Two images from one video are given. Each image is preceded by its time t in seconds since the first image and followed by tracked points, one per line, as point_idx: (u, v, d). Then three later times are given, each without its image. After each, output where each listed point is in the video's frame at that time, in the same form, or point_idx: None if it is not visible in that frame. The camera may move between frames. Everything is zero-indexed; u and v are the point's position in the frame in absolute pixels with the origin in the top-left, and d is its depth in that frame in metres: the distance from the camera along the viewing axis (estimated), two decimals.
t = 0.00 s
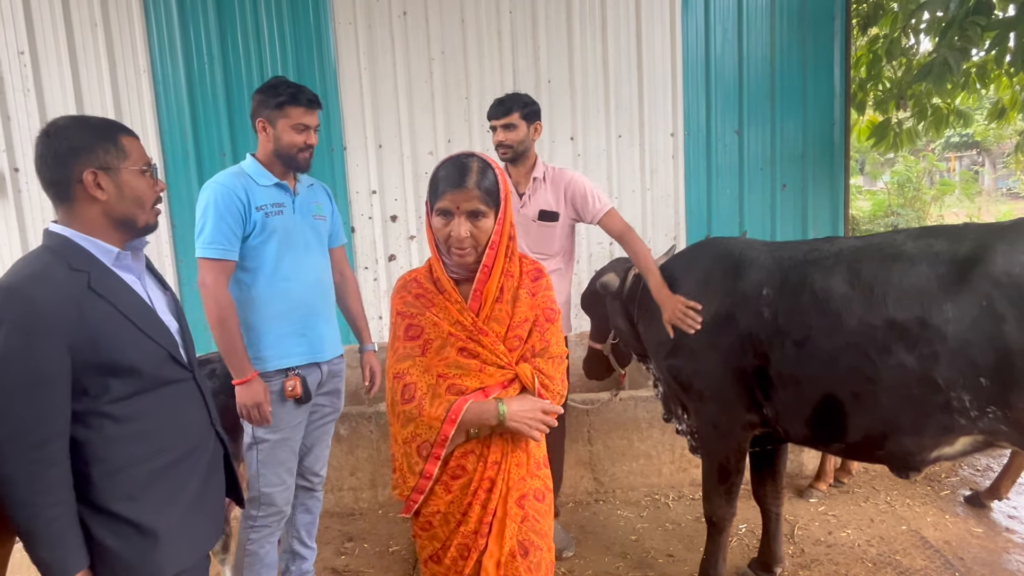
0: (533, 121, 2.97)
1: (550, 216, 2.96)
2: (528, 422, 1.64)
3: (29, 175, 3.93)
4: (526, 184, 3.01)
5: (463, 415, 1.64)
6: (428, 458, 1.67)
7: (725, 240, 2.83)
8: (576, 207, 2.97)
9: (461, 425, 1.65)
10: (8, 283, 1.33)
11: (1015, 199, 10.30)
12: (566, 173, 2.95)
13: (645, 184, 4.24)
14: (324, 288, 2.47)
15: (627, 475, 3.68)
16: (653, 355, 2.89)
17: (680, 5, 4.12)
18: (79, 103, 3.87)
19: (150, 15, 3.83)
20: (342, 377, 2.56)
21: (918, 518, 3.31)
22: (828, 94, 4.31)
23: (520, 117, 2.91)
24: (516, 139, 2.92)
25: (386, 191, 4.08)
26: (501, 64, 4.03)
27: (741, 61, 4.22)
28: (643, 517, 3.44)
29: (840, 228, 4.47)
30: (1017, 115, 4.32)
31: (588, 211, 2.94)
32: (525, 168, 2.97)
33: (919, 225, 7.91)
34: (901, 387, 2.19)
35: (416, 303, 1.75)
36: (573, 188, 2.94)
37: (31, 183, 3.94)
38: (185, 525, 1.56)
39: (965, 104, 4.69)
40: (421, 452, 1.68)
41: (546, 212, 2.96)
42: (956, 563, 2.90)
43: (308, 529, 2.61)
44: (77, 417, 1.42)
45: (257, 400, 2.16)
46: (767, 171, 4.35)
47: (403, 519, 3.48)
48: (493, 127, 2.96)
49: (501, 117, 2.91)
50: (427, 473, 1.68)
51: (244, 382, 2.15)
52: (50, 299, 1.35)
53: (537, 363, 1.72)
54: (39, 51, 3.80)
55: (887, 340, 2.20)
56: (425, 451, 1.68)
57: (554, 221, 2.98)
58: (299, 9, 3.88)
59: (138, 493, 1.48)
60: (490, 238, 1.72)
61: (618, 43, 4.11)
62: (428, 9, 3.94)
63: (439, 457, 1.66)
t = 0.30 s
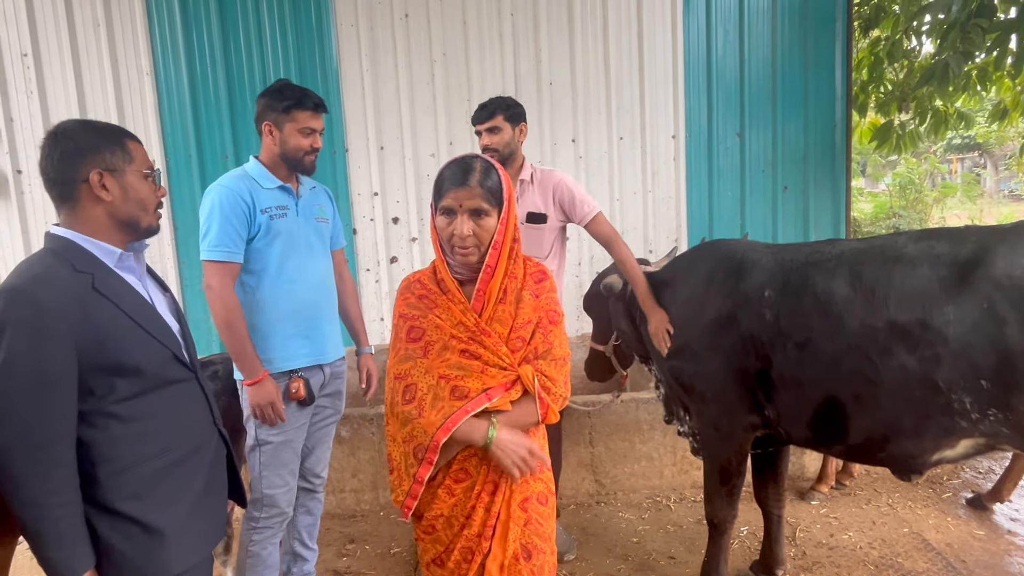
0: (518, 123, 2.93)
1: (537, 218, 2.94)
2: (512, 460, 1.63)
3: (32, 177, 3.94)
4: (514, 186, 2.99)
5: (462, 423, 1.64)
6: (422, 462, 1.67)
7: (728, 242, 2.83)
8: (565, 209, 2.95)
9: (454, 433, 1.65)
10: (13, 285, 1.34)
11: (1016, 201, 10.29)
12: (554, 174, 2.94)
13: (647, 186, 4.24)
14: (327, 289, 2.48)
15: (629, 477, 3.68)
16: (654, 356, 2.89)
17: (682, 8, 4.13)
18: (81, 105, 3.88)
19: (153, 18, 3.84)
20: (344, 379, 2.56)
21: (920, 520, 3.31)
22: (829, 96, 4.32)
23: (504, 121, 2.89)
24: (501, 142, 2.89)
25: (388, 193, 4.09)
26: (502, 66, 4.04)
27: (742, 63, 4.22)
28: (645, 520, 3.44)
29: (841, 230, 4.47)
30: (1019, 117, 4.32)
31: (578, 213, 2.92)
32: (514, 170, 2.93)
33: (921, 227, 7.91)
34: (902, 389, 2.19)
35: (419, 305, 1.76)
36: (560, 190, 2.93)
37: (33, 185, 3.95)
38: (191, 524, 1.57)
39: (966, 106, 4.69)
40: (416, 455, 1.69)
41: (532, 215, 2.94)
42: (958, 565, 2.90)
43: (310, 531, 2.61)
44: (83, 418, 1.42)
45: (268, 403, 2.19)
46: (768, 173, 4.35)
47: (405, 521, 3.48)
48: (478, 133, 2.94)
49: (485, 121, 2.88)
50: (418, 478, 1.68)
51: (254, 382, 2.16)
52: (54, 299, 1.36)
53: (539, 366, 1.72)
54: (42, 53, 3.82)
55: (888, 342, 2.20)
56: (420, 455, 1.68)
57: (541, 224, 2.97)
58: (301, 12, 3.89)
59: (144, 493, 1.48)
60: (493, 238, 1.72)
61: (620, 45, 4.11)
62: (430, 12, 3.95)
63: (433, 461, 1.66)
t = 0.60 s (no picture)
0: (510, 127, 2.91)
1: (534, 220, 2.91)
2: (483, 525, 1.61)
3: (35, 179, 3.96)
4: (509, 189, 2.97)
5: (468, 423, 1.66)
6: (418, 467, 1.65)
7: (730, 244, 2.83)
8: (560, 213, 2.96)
9: (460, 433, 1.66)
10: (15, 286, 1.34)
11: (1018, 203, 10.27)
12: (549, 177, 2.95)
13: (648, 188, 4.24)
14: (329, 291, 2.48)
15: (630, 478, 3.68)
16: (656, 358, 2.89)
17: (684, 10, 4.14)
18: (85, 106, 3.90)
19: (156, 21, 3.85)
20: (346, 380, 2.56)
21: (922, 522, 3.31)
22: (831, 98, 4.32)
23: (496, 125, 2.85)
24: (493, 146, 2.85)
25: (390, 195, 4.10)
26: (504, 68, 4.04)
27: (744, 65, 4.23)
28: (646, 522, 3.44)
29: (842, 232, 4.47)
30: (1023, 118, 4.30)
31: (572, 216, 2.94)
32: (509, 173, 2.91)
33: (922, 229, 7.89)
34: (903, 391, 2.19)
35: (422, 305, 1.76)
36: (556, 194, 2.94)
37: (36, 187, 3.96)
38: (193, 524, 1.57)
39: (969, 108, 4.68)
40: (412, 461, 1.66)
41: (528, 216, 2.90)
42: (960, 568, 2.89)
43: (311, 532, 2.61)
44: (84, 419, 1.43)
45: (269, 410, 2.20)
46: (770, 175, 4.36)
47: (406, 523, 3.48)
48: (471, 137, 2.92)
49: (477, 126, 2.85)
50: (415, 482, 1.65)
51: (257, 386, 2.17)
52: (56, 301, 1.36)
53: (541, 367, 1.72)
54: (46, 55, 3.83)
55: (890, 344, 2.20)
56: (415, 461, 1.65)
57: (537, 226, 2.94)
58: (304, 16, 3.90)
59: (146, 493, 1.49)
60: (496, 239, 1.73)
61: (622, 47, 4.12)
62: (432, 14, 3.96)
63: (427, 467, 1.64)
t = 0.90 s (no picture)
0: (516, 128, 2.90)
1: (543, 220, 2.91)
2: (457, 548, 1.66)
3: (39, 180, 3.97)
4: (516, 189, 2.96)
5: (473, 425, 1.66)
6: (427, 468, 1.67)
7: (733, 245, 2.84)
8: (568, 212, 2.97)
9: (466, 435, 1.67)
10: (16, 288, 1.35)
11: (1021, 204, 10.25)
12: (557, 178, 2.96)
13: (650, 190, 4.25)
14: (333, 293, 2.49)
15: (633, 480, 3.68)
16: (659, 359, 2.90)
17: (685, 12, 4.14)
18: (88, 108, 3.92)
19: (159, 24, 3.86)
20: (349, 382, 2.57)
21: (924, 524, 3.31)
22: (833, 100, 4.32)
23: (503, 125, 2.84)
24: (499, 145, 2.84)
25: (393, 197, 4.11)
26: (506, 70, 4.05)
27: (746, 67, 4.23)
28: (648, 523, 3.44)
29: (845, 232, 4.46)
30: None
31: (580, 215, 2.96)
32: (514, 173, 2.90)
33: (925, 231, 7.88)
34: (905, 392, 2.20)
35: (427, 308, 1.76)
36: (564, 193, 2.96)
37: (40, 188, 3.98)
38: (193, 525, 1.58)
39: (972, 109, 4.68)
40: (421, 462, 1.67)
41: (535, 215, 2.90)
42: (962, 570, 2.89)
43: (314, 532, 2.62)
44: (85, 421, 1.43)
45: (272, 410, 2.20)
46: (772, 177, 4.36)
47: (409, 524, 3.49)
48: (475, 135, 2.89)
49: (483, 124, 2.84)
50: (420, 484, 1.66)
51: (262, 385, 2.17)
52: (56, 303, 1.37)
53: (546, 370, 1.74)
54: (50, 57, 3.85)
55: (891, 345, 2.20)
56: (424, 462, 1.67)
57: (546, 226, 2.94)
58: (306, 18, 3.92)
59: (147, 494, 1.50)
60: (500, 240, 1.73)
61: (624, 49, 4.12)
62: (434, 16, 3.97)
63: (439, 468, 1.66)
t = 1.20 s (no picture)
0: (524, 128, 2.90)
1: (551, 220, 2.91)
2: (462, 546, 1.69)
3: (41, 180, 3.98)
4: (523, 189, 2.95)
5: (471, 423, 1.67)
6: (426, 461, 1.68)
7: (734, 245, 2.83)
8: (576, 209, 2.98)
9: (463, 432, 1.67)
10: (13, 286, 1.35)
11: None
12: (563, 176, 2.96)
13: (652, 190, 4.25)
14: (335, 292, 2.50)
15: (634, 480, 3.68)
16: (660, 359, 2.90)
17: (687, 12, 4.14)
18: (91, 109, 3.93)
19: (161, 24, 3.87)
20: (350, 380, 2.58)
21: (927, 524, 3.30)
22: (835, 100, 4.31)
23: (511, 125, 2.83)
24: (507, 146, 2.84)
25: (394, 197, 4.11)
26: (508, 71, 4.06)
27: (748, 67, 4.23)
28: (650, 523, 3.44)
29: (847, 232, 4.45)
30: None
31: (588, 212, 2.97)
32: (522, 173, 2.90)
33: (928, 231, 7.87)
34: (906, 393, 2.19)
35: (430, 307, 1.77)
36: (572, 190, 2.96)
37: (43, 188, 3.99)
38: (189, 525, 1.59)
39: (974, 109, 4.67)
40: (418, 454, 1.69)
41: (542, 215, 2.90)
42: (964, 570, 2.88)
43: (316, 531, 2.62)
44: (81, 421, 1.44)
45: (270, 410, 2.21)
46: (774, 177, 4.35)
47: (410, 523, 3.49)
48: (483, 135, 2.87)
49: (491, 124, 2.82)
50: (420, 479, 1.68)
51: (260, 385, 2.18)
52: (53, 302, 1.37)
53: (546, 372, 1.73)
54: (53, 58, 3.87)
55: (893, 346, 2.19)
56: (421, 454, 1.69)
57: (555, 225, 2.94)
58: (308, 18, 3.92)
59: (142, 494, 1.50)
60: (500, 240, 1.73)
61: (626, 50, 4.12)
62: (436, 17, 3.97)
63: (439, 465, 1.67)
